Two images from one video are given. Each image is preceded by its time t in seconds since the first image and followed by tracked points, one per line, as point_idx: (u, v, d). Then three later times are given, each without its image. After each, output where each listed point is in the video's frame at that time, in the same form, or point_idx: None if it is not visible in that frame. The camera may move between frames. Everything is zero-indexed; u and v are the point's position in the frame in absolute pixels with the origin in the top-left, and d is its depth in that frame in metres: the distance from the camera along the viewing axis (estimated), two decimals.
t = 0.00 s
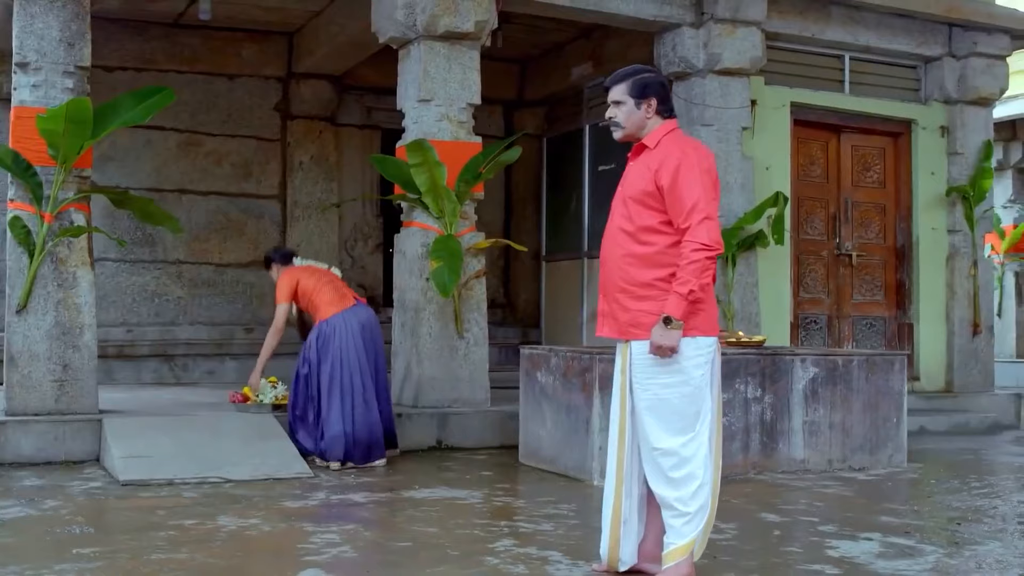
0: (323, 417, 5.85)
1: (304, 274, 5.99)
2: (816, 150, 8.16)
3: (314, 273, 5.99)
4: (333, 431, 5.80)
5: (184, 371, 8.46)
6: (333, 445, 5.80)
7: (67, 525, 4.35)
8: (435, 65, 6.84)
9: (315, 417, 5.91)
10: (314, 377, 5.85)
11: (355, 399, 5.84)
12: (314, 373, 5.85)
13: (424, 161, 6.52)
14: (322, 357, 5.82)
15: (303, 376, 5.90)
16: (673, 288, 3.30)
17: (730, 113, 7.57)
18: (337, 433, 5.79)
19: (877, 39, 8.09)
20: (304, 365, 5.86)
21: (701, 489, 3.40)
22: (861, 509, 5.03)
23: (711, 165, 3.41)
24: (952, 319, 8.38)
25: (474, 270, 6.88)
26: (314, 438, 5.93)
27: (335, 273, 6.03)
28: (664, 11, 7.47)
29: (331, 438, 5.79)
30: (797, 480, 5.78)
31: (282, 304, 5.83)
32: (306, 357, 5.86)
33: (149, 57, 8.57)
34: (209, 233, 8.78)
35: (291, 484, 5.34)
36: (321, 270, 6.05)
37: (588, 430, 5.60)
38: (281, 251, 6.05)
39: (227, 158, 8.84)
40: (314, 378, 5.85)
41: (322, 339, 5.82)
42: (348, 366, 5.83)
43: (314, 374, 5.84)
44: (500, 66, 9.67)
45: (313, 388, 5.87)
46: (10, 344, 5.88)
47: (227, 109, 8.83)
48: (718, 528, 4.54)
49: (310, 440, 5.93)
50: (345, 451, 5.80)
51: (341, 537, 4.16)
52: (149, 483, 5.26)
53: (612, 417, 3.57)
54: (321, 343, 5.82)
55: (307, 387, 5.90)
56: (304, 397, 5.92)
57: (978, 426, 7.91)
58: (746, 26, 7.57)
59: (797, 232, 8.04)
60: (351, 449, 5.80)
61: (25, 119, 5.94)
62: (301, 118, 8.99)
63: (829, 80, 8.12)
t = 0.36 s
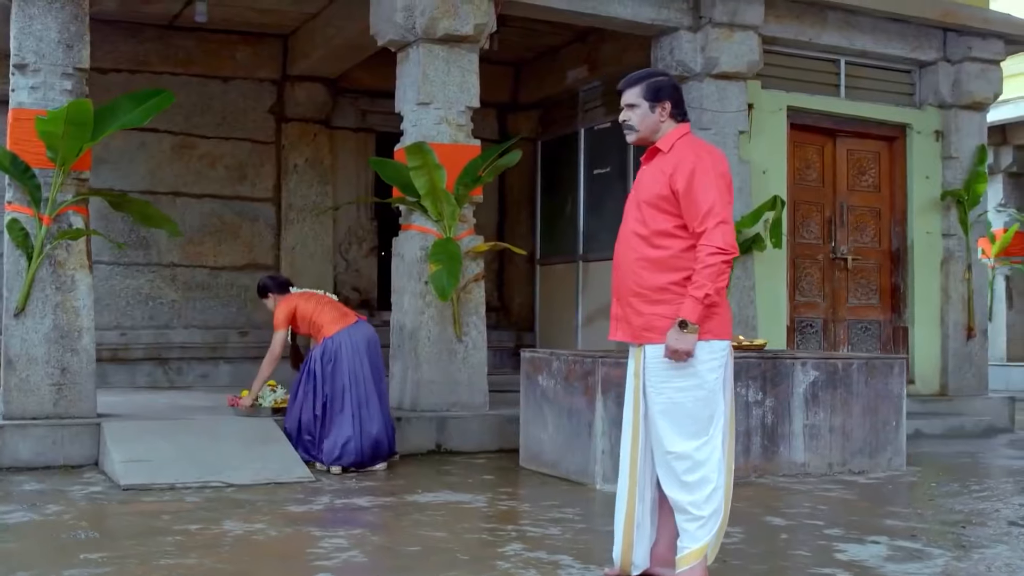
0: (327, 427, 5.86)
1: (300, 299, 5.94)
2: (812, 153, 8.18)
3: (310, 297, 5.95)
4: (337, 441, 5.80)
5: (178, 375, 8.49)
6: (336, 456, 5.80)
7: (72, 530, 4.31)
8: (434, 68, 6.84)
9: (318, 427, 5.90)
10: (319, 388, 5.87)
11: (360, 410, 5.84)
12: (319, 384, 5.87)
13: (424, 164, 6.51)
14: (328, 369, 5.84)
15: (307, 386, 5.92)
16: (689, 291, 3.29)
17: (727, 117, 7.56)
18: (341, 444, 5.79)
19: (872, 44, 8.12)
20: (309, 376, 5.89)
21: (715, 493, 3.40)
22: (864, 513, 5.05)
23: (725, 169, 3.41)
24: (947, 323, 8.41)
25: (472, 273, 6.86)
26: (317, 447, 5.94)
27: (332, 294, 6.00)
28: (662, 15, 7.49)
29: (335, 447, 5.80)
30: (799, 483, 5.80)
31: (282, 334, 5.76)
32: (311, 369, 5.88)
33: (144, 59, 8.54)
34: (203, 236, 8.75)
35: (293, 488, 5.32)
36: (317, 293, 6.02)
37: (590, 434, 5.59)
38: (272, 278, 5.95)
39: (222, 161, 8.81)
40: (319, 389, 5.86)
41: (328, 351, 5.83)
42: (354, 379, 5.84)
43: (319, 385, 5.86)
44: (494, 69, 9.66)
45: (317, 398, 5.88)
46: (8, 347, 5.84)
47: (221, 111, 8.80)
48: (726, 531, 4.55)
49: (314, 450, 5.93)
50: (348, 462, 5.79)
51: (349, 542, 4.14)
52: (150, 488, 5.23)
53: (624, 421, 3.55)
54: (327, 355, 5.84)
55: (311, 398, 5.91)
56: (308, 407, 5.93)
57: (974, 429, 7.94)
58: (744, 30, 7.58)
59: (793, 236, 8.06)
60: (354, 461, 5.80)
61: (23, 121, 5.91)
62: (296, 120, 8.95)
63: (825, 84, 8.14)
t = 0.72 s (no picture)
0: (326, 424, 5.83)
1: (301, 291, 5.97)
2: (803, 158, 8.21)
3: (310, 289, 5.98)
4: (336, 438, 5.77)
5: (166, 379, 8.43)
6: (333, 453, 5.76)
7: (71, 535, 4.28)
8: (428, 71, 6.83)
9: (317, 425, 5.87)
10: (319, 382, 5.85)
11: (359, 407, 5.82)
12: (320, 380, 5.84)
13: (418, 167, 6.50)
14: (329, 363, 5.82)
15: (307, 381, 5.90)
16: (699, 295, 3.29)
17: (719, 121, 7.57)
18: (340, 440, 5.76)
19: (863, 49, 8.15)
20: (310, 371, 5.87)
21: (724, 497, 3.40)
22: (862, 516, 5.07)
23: (734, 174, 3.42)
24: (936, 327, 8.44)
25: (466, 277, 6.85)
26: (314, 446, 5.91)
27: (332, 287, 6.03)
28: (655, 19, 7.50)
29: (333, 444, 5.76)
30: (795, 487, 5.82)
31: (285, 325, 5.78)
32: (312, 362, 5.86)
33: (133, 61, 8.49)
34: (193, 239, 8.71)
35: (290, 492, 5.29)
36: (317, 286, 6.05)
37: (588, 438, 5.59)
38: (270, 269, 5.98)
39: (211, 163, 8.77)
40: (318, 385, 5.83)
41: (329, 345, 5.83)
42: (355, 376, 5.82)
43: (321, 380, 5.84)
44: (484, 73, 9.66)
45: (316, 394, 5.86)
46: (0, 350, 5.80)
47: (211, 113, 8.76)
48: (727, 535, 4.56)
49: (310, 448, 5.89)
50: (346, 460, 5.75)
51: (352, 546, 4.13)
52: (147, 492, 5.20)
53: (632, 425, 3.55)
54: (328, 350, 5.83)
55: (310, 394, 5.89)
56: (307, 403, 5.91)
57: (963, 433, 7.98)
58: (736, 35, 7.61)
59: (785, 240, 8.09)
60: (352, 459, 5.76)
61: (17, 122, 5.86)
62: (286, 123, 8.92)
63: (815, 89, 8.18)
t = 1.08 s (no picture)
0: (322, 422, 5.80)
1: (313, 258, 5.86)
2: (790, 164, 8.25)
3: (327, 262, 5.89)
4: (333, 436, 5.75)
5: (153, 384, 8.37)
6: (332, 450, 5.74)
7: (68, 541, 4.25)
8: (419, 76, 6.82)
9: (315, 422, 5.83)
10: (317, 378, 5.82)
11: (357, 401, 5.82)
12: (318, 376, 5.82)
13: (410, 171, 6.49)
14: (328, 358, 5.81)
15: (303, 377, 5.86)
16: (705, 300, 3.28)
17: (708, 126, 7.59)
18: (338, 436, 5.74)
19: (850, 55, 8.20)
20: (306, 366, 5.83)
21: (728, 501, 3.41)
22: (857, 520, 5.09)
23: (739, 179, 3.41)
24: (922, 331, 8.50)
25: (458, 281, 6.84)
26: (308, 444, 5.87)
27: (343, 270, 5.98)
28: (645, 24, 7.51)
29: (332, 440, 5.74)
30: (788, 491, 5.84)
31: (310, 290, 5.68)
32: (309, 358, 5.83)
33: (120, 64, 8.44)
34: (179, 242, 8.66)
35: (285, 498, 5.27)
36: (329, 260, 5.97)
37: (583, 443, 5.61)
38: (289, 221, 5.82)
39: (198, 167, 8.72)
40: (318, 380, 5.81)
41: (330, 337, 5.81)
42: (353, 369, 5.82)
43: (320, 376, 5.82)
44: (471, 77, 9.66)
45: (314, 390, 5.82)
46: None
47: (197, 116, 8.71)
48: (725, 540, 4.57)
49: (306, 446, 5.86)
50: (345, 457, 5.75)
51: (353, 552, 4.11)
52: (140, 498, 5.16)
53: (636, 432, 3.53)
54: (328, 342, 5.81)
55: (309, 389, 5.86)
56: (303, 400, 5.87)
57: (950, 437, 8.03)
58: (725, 41, 7.64)
59: (773, 245, 8.11)
60: (350, 456, 5.75)
61: (7, 125, 5.80)
62: (273, 127, 8.90)
63: (803, 95, 8.22)
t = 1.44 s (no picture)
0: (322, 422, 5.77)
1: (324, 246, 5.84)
2: (780, 169, 8.29)
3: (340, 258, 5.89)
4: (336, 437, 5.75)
5: (141, 389, 8.32)
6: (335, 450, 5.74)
7: (68, 547, 4.22)
8: (412, 80, 6.80)
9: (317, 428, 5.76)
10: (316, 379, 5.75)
11: (361, 403, 5.83)
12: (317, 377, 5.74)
13: (404, 176, 6.48)
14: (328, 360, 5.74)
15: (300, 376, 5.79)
16: (713, 305, 3.28)
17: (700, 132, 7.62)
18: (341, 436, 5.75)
19: (840, 62, 8.23)
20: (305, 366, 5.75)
21: (736, 506, 3.41)
22: (854, 525, 5.10)
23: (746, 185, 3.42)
24: (911, 337, 8.54)
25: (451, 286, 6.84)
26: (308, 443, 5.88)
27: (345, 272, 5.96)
28: (637, 30, 7.53)
29: (342, 444, 5.74)
30: (783, 496, 5.85)
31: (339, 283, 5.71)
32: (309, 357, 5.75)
33: (108, 67, 8.39)
34: (168, 247, 8.62)
35: (281, 504, 5.25)
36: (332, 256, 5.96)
37: (579, 448, 5.61)
38: (313, 201, 5.81)
39: (186, 171, 8.69)
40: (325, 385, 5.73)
41: (335, 340, 5.74)
42: (355, 371, 5.77)
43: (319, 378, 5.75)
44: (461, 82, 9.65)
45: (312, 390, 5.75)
46: None
47: (186, 120, 8.68)
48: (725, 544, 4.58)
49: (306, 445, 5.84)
50: (348, 457, 5.76)
51: (355, 558, 4.10)
52: (135, 504, 5.13)
53: (642, 437, 3.54)
54: (333, 346, 5.74)
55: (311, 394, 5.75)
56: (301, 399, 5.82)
57: (938, 441, 8.07)
58: (717, 47, 7.67)
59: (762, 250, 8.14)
60: (353, 457, 5.77)
61: None
62: (262, 131, 8.86)
63: (793, 101, 8.25)
